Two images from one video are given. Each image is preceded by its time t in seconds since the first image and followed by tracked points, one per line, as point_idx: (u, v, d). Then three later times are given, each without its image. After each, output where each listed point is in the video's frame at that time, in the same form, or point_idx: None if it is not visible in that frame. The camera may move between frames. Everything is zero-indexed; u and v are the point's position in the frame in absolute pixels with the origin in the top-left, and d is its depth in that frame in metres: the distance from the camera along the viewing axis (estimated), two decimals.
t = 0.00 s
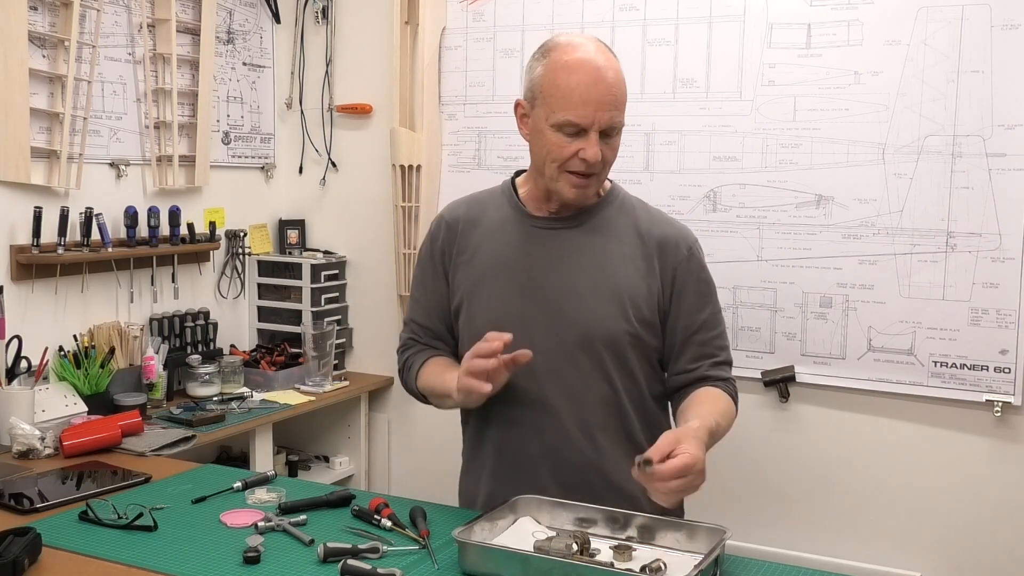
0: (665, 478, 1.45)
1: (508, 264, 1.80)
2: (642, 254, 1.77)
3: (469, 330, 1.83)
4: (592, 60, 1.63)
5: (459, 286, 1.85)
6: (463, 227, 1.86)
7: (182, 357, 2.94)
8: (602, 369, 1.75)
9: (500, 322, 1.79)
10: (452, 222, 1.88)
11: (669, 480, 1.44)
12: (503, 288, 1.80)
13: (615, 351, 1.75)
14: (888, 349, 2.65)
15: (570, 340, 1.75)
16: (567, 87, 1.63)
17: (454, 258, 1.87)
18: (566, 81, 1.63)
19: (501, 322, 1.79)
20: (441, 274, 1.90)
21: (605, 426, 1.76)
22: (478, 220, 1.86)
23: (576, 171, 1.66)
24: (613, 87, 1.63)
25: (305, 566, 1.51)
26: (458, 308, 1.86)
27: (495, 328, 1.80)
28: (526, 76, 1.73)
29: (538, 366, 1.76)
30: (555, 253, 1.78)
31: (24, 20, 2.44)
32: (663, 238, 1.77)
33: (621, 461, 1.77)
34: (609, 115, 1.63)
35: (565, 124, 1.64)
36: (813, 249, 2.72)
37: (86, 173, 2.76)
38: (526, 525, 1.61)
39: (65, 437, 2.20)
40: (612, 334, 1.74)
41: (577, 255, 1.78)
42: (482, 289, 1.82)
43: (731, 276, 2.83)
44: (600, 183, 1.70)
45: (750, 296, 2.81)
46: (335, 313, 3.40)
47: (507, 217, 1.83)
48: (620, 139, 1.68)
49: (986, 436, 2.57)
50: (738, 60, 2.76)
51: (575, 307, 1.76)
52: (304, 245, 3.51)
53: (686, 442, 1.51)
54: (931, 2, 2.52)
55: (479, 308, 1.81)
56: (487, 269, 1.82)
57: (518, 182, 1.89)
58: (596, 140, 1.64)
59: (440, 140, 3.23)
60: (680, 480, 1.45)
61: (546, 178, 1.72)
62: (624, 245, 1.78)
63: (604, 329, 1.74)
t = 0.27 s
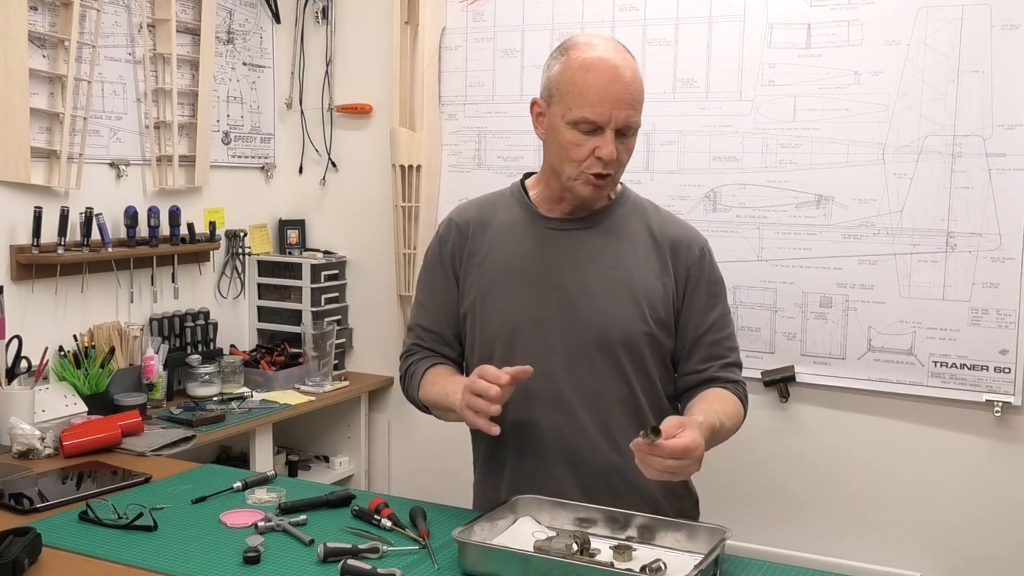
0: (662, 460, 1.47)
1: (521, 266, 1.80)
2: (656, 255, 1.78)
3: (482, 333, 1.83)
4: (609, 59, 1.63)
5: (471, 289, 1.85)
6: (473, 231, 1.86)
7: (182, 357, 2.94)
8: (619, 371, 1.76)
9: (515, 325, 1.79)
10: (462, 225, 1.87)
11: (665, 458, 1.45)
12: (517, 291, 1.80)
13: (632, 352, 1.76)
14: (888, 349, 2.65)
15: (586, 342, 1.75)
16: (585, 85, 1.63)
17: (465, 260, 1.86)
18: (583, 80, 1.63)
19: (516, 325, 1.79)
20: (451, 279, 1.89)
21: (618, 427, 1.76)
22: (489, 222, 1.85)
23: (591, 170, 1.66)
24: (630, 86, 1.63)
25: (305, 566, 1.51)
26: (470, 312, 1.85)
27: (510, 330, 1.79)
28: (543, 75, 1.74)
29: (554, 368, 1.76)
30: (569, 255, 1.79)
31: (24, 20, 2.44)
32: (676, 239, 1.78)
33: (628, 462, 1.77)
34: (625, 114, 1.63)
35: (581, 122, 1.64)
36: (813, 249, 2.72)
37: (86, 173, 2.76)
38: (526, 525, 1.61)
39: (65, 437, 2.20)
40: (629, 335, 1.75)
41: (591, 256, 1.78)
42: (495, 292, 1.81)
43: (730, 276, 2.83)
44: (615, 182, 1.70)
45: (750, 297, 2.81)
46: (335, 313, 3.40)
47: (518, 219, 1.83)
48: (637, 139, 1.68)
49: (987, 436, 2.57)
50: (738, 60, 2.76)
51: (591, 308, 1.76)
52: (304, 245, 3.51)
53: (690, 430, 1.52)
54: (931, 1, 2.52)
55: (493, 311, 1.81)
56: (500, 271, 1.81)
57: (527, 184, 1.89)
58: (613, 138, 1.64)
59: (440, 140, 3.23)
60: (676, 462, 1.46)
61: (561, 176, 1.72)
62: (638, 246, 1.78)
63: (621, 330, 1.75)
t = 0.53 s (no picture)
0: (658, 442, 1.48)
1: (526, 267, 1.81)
2: (661, 255, 1.78)
3: (488, 335, 1.83)
4: (605, 53, 1.64)
5: (476, 292, 1.85)
6: (478, 234, 1.86)
7: (182, 357, 2.94)
8: (625, 371, 1.75)
9: (520, 326, 1.79)
10: (466, 228, 1.88)
11: (662, 442, 1.45)
12: (521, 292, 1.80)
13: (638, 352, 1.75)
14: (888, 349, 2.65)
15: (591, 343, 1.75)
16: (581, 80, 1.63)
17: (470, 263, 1.87)
18: (580, 75, 1.64)
19: (521, 326, 1.79)
20: (456, 282, 1.89)
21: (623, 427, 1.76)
22: (493, 225, 1.86)
23: (592, 166, 1.65)
24: (626, 79, 1.63)
25: (305, 566, 1.51)
26: (476, 315, 1.86)
27: (515, 331, 1.80)
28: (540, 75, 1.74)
29: (560, 369, 1.76)
30: (573, 256, 1.79)
31: (24, 20, 2.44)
32: (681, 239, 1.78)
33: (629, 462, 1.77)
34: (623, 107, 1.63)
35: (580, 118, 1.64)
36: (813, 249, 2.72)
37: (86, 172, 2.76)
38: (526, 525, 1.61)
39: (65, 437, 2.20)
40: (634, 335, 1.74)
41: (596, 257, 1.78)
42: (500, 294, 1.82)
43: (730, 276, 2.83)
44: (616, 178, 1.69)
45: (750, 297, 2.81)
46: (335, 313, 3.40)
47: (522, 220, 1.83)
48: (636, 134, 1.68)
49: (987, 436, 2.57)
50: (738, 60, 2.76)
51: (596, 309, 1.76)
52: (304, 245, 3.51)
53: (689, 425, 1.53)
54: (931, 2, 2.52)
55: (498, 313, 1.81)
56: (504, 273, 1.82)
57: (531, 186, 1.90)
58: (612, 133, 1.63)
59: (440, 140, 3.23)
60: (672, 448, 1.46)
61: (562, 175, 1.71)
62: (642, 246, 1.78)
63: (626, 329, 1.74)
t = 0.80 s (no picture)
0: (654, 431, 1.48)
1: (524, 267, 1.81)
2: (659, 255, 1.77)
3: (487, 335, 1.83)
4: (600, 53, 1.64)
5: (475, 291, 1.86)
6: (476, 234, 1.87)
7: (182, 357, 2.94)
8: (622, 371, 1.75)
9: (518, 326, 1.79)
10: (466, 229, 1.88)
11: (657, 429, 1.46)
12: (520, 292, 1.80)
13: (635, 352, 1.75)
14: (888, 349, 2.65)
15: (589, 343, 1.75)
16: (577, 80, 1.63)
17: (469, 263, 1.87)
18: (576, 75, 1.64)
19: (519, 326, 1.79)
20: (456, 281, 1.90)
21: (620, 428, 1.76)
22: (492, 225, 1.86)
23: (589, 165, 1.65)
24: (622, 79, 1.63)
25: (305, 566, 1.51)
26: (475, 314, 1.86)
27: (513, 331, 1.80)
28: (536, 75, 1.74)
29: (557, 369, 1.77)
30: (572, 256, 1.79)
31: (24, 20, 2.44)
32: (679, 240, 1.77)
33: (628, 462, 1.77)
34: (619, 107, 1.63)
35: (575, 118, 1.64)
36: (812, 249, 2.72)
37: (86, 173, 2.76)
38: (526, 525, 1.61)
39: (65, 437, 2.20)
40: (631, 335, 1.74)
41: (594, 257, 1.78)
42: (498, 293, 1.82)
43: (730, 276, 2.83)
44: (612, 178, 1.68)
45: (750, 297, 2.81)
46: (335, 313, 3.40)
47: (521, 220, 1.83)
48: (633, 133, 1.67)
49: (987, 436, 2.57)
50: (738, 60, 2.76)
51: (594, 309, 1.76)
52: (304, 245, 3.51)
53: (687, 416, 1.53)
54: (931, 2, 2.52)
55: (496, 313, 1.82)
56: (503, 273, 1.82)
57: (530, 186, 1.90)
58: (607, 132, 1.63)
59: (440, 141, 3.23)
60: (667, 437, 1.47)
61: (558, 175, 1.71)
62: (641, 247, 1.78)
63: (623, 329, 1.74)
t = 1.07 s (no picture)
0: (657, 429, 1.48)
1: (520, 266, 1.81)
2: (654, 255, 1.77)
3: (482, 333, 1.83)
4: (595, 51, 1.64)
5: (471, 291, 1.86)
6: (473, 233, 1.87)
7: (182, 357, 2.94)
8: (617, 370, 1.75)
9: (513, 325, 1.80)
10: (462, 228, 1.88)
11: (665, 426, 1.46)
12: (515, 291, 1.80)
13: (630, 351, 1.75)
14: (888, 349, 2.65)
15: (584, 342, 1.75)
16: (572, 77, 1.64)
17: (465, 263, 1.88)
18: (570, 73, 1.64)
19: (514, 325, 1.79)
20: (452, 280, 1.90)
21: (617, 427, 1.76)
22: (489, 225, 1.86)
23: (584, 163, 1.65)
24: (616, 76, 1.63)
25: (305, 566, 1.51)
26: (470, 313, 1.86)
27: (508, 330, 1.80)
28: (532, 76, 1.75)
29: (552, 368, 1.77)
30: (567, 255, 1.79)
31: (24, 19, 2.44)
32: (675, 239, 1.78)
33: (627, 462, 1.77)
34: (614, 104, 1.63)
35: (571, 116, 1.64)
36: (813, 249, 2.72)
37: (86, 173, 2.76)
38: (526, 525, 1.61)
39: (65, 437, 2.20)
40: (626, 335, 1.74)
41: (590, 257, 1.78)
42: (494, 292, 1.82)
43: (731, 276, 2.83)
44: (609, 177, 1.68)
45: (750, 297, 2.81)
46: (335, 313, 3.40)
47: (517, 219, 1.84)
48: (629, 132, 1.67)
49: (987, 436, 2.57)
50: (738, 60, 2.76)
51: (589, 308, 1.76)
52: (304, 245, 3.51)
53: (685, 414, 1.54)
54: (931, 1, 2.52)
55: (491, 312, 1.82)
56: (498, 272, 1.82)
57: (527, 186, 1.90)
58: (602, 130, 1.63)
59: (440, 141, 3.23)
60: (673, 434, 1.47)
61: (555, 174, 1.71)
62: (636, 246, 1.78)
63: (618, 329, 1.74)
